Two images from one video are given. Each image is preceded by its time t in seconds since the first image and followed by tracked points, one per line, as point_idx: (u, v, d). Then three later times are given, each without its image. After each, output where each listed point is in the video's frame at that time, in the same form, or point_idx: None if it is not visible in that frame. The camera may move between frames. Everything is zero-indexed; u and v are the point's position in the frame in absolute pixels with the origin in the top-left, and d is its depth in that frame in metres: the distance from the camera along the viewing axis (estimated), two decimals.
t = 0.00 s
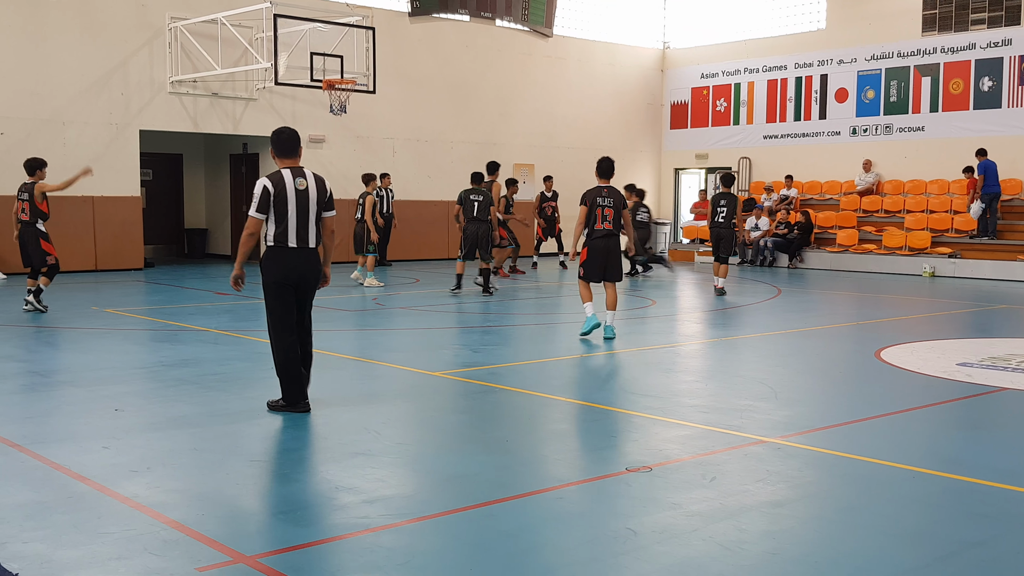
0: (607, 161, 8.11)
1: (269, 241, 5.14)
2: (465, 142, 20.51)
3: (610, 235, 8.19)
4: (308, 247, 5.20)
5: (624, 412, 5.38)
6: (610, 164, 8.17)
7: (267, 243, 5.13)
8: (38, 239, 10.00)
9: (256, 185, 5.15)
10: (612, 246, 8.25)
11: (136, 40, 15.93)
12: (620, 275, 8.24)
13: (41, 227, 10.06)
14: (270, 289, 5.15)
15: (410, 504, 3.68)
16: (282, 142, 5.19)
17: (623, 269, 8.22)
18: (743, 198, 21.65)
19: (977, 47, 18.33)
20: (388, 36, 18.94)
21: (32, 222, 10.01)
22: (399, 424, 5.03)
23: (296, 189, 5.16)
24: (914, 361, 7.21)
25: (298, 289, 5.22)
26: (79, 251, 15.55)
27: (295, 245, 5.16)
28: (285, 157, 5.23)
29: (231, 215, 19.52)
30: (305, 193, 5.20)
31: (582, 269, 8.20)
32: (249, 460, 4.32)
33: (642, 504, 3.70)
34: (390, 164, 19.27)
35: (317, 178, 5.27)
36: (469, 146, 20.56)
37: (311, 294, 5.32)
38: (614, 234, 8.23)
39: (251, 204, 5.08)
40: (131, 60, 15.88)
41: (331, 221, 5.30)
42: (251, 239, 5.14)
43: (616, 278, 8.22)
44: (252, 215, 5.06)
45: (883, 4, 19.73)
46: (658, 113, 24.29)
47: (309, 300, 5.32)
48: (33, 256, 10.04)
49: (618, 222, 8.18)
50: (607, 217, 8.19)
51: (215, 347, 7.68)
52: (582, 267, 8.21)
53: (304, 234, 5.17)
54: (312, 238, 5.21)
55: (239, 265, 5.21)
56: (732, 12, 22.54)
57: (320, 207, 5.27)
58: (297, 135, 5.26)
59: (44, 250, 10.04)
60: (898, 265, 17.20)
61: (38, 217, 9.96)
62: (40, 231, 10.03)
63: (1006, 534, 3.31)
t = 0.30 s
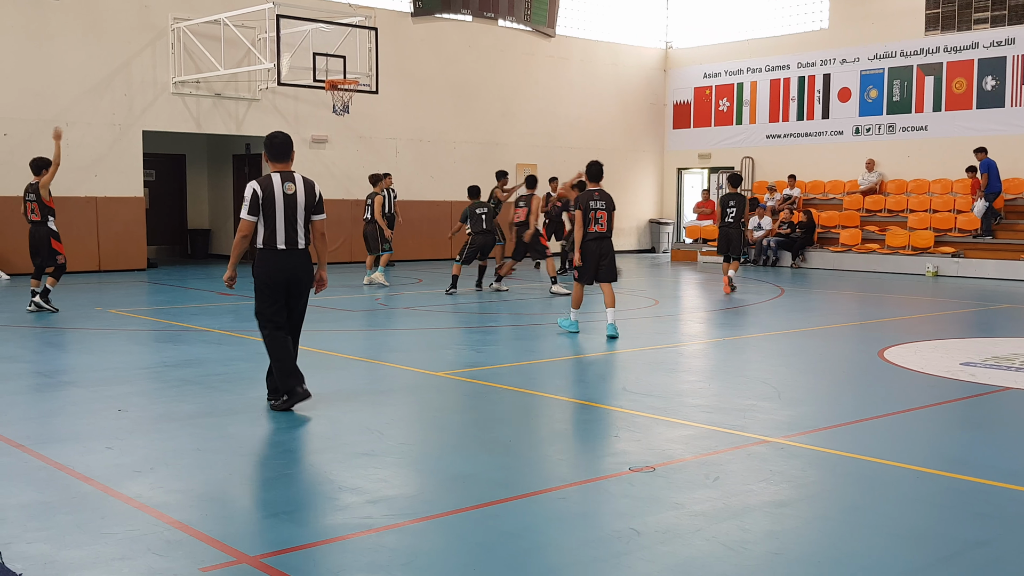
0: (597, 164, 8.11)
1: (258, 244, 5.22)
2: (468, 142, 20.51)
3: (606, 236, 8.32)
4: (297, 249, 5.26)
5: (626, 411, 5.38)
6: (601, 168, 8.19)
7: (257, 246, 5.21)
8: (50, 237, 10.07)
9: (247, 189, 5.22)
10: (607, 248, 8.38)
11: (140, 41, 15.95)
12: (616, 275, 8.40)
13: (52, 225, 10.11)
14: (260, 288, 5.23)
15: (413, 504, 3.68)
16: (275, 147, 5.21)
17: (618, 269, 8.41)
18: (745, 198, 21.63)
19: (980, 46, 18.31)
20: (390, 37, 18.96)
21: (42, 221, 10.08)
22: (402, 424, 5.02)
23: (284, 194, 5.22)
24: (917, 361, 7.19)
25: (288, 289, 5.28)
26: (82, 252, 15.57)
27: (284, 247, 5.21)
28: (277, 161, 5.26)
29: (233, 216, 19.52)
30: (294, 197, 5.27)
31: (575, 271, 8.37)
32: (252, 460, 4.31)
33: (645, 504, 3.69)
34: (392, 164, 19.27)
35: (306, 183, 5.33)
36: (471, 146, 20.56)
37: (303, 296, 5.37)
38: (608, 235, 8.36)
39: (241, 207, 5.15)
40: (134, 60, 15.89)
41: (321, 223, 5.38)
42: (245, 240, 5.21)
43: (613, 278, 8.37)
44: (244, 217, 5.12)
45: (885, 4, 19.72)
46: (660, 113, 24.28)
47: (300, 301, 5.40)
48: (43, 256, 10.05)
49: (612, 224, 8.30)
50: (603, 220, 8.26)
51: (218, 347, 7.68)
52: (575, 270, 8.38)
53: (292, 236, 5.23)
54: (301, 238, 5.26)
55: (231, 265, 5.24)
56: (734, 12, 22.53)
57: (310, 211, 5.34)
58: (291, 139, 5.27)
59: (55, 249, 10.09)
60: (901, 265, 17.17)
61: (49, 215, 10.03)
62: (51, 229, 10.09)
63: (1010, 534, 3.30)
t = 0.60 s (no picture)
0: (578, 163, 8.50)
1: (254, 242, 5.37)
2: (468, 142, 20.52)
3: (584, 235, 8.69)
4: (289, 246, 5.47)
5: (626, 411, 5.40)
6: (582, 168, 8.53)
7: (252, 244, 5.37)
8: (56, 237, 10.09)
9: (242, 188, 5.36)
10: (584, 247, 8.75)
11: (141, 42, 15.96)
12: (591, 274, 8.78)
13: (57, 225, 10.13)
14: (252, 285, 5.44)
15: (414, 504, 3.70)
16: (267, 147, 5.38)
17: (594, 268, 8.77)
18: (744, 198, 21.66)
19: (978, 47, 18.34)
20: (390, 37, 18.98)
21: (48, 222, 10.11)
22: (402, 424, 5.04)
23: (278, 192, 5.39)
24: (916, 361, 7.21)
25: (279, 285, 5.49)
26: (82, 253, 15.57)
27: (275, 244, 5.42)
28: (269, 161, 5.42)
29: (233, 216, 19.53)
30: (287, 196, 5.43)
31: (556, 267, 8.79)
32: (253, 460, 4.33)
33: (644, 503, 3.71)
34: (392, 164, 19.29)
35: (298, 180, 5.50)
36: (471, 146, 20.57)
37: (296, 291, 5.56)
38: (586, 235, 8.72)
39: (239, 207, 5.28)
40: (135, 61, 15.91)
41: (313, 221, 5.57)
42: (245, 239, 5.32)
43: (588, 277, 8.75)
44: (244, 216, 5.24)
45: (884, 5, 19.74)
46: (660, 114, 24.30)
47: (294, 297, 5.55)
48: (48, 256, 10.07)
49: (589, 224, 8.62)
50: (581, 218, 8.61)
51: (219, 347, 7.69)
52: (556, 265, 8.79)
53: (285, 233, 5.43)
54: (293, 236, 5.47)
55: (240, 269, 5.33)
56: (734, 13, 22.55)
57: (303, 208, 5.52)
58: (282, 139, 5.43)
59: (60, 249, 10.08)
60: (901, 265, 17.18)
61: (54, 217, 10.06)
62: (57, 230, 10.11)
63: (1008, 534, 3.32)
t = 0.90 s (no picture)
0: (565, 166, 8.58)
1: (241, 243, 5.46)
2: (467, 142, 20.52)
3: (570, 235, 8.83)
4: (276, 246, 5.53)
5: (625, 411, 5.40)
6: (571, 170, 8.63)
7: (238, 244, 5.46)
8: (59, 238, 10.08)
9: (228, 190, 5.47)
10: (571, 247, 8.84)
11: (140, 41, 15.96)
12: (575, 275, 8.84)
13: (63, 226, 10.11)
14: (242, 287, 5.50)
15: (414, 504, 3.71)
16: (252, 149, 5.44)
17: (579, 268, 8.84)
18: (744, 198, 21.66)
19: (977, 47, 18.34)
20: (390, 37, 18.98)
21: (54, 222, 10.09)
22: (401, 424, 5.04)
23: (262, 193, 5.46)
24: (915, 361, 7.21)
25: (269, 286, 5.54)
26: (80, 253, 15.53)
27: (261, 244, 5.48)
28: (254, 162, 5.49)
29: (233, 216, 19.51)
30: (272, 196, 5.50)
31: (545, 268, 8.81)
32: (252, 461, 4.33)
33: (644, 503, 3.72)
34: (392, 164, 19.29)
35: (284, 181, 5.58)
36: (470, 145, 20.56)
37: (285, 291, 5.61)
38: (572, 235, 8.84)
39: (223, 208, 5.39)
40: (135, 61, 15.91)
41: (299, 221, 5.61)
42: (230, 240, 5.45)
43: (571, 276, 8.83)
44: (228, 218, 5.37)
45: (883, 5, 19.75)
46: (659, 114, 24.30)
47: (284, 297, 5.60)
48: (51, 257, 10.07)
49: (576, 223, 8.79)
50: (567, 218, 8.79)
51: (218, 348, 7.69)
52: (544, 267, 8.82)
53: (270, 233, 5.49)
54: (278, 237, 5.52)
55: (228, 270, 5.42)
56: (733, 12, 22.55)
57: (288, 208, 5.57)
58: (266, 140, 5.49)
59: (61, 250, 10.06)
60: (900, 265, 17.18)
61: (60, 217, 10.04)
62: (61, 230, 10.08)
63: (1008, 533, 3.32)
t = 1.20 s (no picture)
0: (555, 165, 8.58)
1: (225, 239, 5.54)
2: (467, 142, 20.51)
3: (561, 233, 9.02)
4: (259, 241, 5.56)
5: (624, 411, 5.40)
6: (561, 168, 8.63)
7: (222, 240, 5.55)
8: (67, 238, 10.07)
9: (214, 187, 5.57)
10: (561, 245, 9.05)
11: (139, 41, 15.95)
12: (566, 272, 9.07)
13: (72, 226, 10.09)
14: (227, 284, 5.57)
15: (413, 504, 3.70)
16: (238, 146, 5.51)
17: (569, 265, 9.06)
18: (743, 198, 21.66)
19: (977, 47, 18.33)
20: (389, 37, 18.98)
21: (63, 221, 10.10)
22: (400, 424, 5.04)
23: (244, 189, 5.51)
24: (915, 361, 7.21)
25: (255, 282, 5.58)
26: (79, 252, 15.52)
27: (244, 239, 5.52)
28: (240, 159, 5.55)
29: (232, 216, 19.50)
30: (254, 192, 5.54)
31: (534, 266, 8.99)
32: (251, 461, 4.33)
33: (643, 503, 3.71)
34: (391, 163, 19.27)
35: (267, 177, 5.61)
36: (470, 145, 20.56)
37: (272, 286, 5.63)
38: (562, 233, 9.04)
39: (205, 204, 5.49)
40: (134, 61, 15.90)
41: (285, 216, 5.62)
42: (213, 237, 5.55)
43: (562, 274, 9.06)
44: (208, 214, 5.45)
45: (883, 5, 19.74)
46: (659, 114, 24.31)
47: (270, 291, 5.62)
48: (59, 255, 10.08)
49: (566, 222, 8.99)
50: (558, 217, 8.98)
51: (217, 348, 7.68)
52: (534, 264, 9.00)
53: (253, 229, 5.52)
54: (261, 232, 5.55)
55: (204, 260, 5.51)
56: (733, 12, 22.54)
57: (272, 204, 5.59)
58: (253, 137, 5.55)
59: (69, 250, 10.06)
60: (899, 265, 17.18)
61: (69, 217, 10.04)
62: (69, 230, 10.07)
63: (1008, 534, 3.32)
